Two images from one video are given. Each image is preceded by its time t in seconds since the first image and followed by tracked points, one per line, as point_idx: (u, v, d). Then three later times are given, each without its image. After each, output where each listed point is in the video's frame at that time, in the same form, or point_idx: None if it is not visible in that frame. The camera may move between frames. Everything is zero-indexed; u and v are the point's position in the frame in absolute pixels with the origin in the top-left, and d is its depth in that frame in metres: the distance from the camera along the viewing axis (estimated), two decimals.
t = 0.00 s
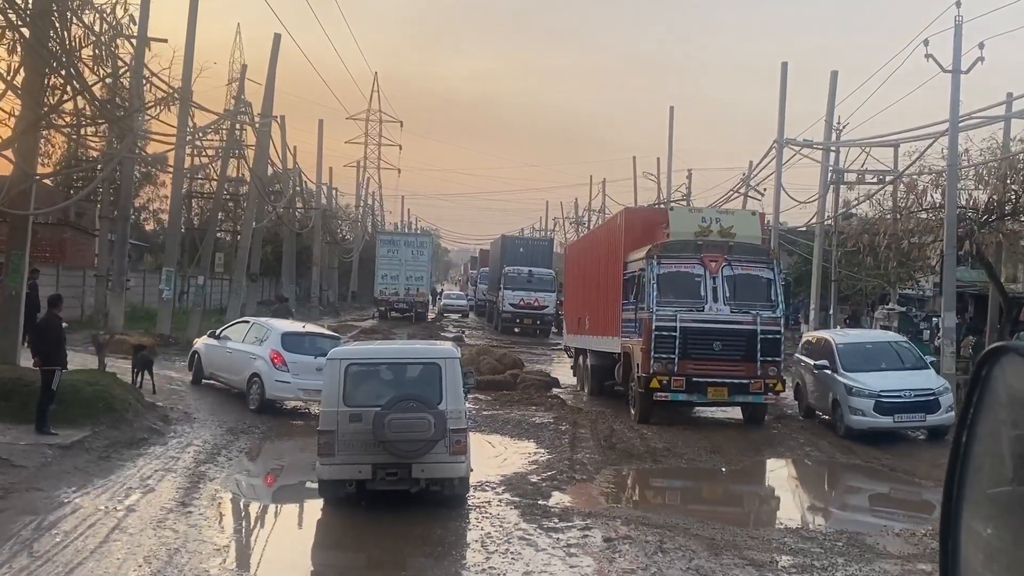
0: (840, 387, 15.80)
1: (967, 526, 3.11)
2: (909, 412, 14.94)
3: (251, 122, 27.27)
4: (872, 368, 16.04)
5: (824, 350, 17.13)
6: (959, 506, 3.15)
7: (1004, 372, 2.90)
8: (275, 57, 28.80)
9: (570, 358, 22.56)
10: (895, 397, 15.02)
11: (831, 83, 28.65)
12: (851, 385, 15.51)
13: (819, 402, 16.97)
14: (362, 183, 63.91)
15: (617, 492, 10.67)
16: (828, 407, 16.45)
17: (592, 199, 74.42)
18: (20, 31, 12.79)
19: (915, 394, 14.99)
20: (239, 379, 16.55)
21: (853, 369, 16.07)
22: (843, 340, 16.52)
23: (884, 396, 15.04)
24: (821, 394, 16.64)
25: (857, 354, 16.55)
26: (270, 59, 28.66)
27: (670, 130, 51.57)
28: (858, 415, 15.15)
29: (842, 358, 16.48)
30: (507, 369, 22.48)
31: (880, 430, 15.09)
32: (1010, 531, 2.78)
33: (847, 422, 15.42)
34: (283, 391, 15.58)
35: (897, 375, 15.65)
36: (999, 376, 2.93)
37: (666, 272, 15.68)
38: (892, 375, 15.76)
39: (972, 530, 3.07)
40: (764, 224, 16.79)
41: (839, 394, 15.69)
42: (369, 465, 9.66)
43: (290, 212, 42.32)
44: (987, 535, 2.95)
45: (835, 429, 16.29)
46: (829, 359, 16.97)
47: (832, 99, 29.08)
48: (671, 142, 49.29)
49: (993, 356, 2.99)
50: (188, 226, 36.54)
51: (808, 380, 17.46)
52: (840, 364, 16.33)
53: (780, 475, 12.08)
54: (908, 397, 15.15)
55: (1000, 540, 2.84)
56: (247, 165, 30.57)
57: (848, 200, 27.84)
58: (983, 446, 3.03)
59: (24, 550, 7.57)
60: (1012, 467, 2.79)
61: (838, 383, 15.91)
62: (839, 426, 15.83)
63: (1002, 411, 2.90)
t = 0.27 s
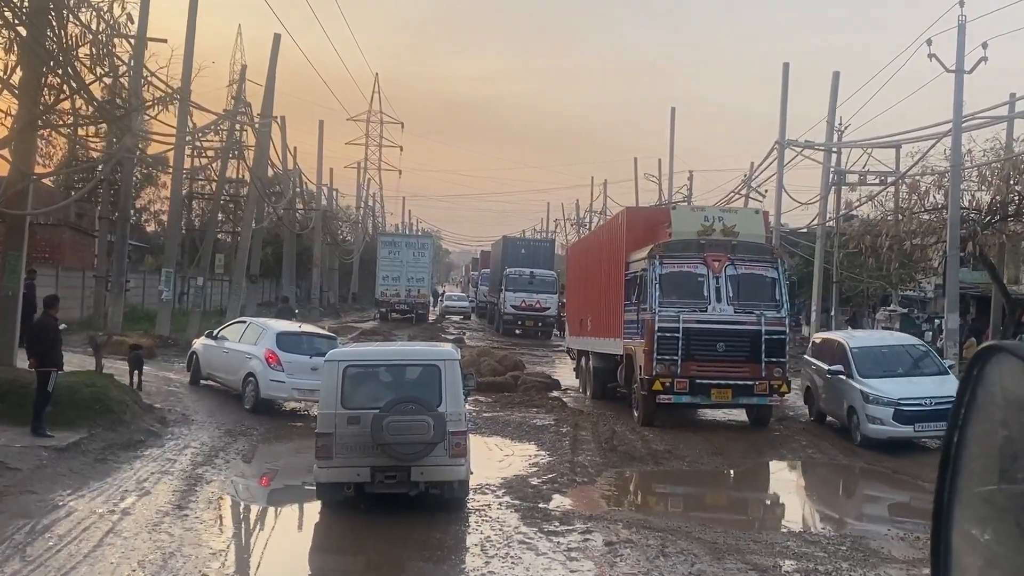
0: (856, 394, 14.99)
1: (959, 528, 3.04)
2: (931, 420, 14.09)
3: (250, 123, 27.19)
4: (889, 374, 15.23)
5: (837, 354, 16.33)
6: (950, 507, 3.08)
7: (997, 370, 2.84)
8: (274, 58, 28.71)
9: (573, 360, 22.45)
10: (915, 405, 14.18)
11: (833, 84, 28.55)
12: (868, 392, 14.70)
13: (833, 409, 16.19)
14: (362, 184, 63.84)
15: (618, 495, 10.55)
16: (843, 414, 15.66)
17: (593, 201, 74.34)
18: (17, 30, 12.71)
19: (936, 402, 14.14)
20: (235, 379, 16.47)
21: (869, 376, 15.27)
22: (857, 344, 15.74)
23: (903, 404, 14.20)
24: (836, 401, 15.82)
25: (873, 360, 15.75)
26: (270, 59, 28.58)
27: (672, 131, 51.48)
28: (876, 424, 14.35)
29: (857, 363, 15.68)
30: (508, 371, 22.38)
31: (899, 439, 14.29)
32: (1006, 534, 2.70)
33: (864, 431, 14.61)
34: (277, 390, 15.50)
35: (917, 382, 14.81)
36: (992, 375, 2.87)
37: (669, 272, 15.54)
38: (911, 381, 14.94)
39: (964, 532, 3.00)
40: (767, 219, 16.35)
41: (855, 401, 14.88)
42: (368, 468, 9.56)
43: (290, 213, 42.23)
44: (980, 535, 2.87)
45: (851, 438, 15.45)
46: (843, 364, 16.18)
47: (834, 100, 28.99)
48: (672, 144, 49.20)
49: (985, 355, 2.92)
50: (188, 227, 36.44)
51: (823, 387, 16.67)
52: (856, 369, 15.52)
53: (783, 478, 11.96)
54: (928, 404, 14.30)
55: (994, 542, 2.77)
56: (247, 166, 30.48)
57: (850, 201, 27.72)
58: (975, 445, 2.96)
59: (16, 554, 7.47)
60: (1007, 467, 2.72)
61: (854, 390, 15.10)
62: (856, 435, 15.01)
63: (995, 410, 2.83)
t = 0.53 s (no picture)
0: (879, 401, 14.00)
1: (959, 537, 3.00)
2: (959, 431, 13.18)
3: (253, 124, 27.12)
4: (913, 380, 14.27)
5: (855, 359, 15.36)
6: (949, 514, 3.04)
7: (991, 378, 2.80)
8: (277, 59, 28.64)
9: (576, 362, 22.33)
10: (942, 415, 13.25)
11: (838, 85, 28.44)
12: (892, 399, 13.72)
13: (852, 417, 15.24)
14: (365, 186, 63.80)
15: (622, 499, 10.44)
16: (863, 423, 14.70)
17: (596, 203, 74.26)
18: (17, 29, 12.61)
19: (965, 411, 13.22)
20: (234, 380, 16.43)
21: (892, 382, 14.30)
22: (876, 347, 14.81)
23: (929, 413, 13.28)
24: (856, 408, 14.87)
25: (893, 364, 14.80)
26: (272, 60, 28.50)
27: (675, 133, 51.37)
28: (901, 433, 13.38)
29: (878, 369, 14.71)
30: (511, 373, 22.26)
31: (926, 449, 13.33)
32: (1004, 540, 2.65)
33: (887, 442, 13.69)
34: (274, 391, 15.42)
35: (943, 389, 13.88)
36: (986, 384, 2.85)
37: (676, 273, 15.12)
38: (936, 388, 13.97)
39: (963, 539, 2.95)
40: (778, 221, 16.26)
41: (878, 410, 13.93)
42: (369, 471, 9.46)
43: (293, 215, 42.17)
44: (978, 542, 2.82)
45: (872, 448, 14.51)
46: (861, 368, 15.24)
47: (839, 101, 28.87)
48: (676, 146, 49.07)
49: (981, 363, 2.90)
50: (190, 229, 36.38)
51: (840, 393, 15.73)
52: (877, 375, 14.54)
53: (789, 481, 11.82)
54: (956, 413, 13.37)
55: (992, 549, 2.72)
56: (249, 168, 30.41)
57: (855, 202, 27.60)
58: (973, 453, 2.93)
59: (12, 559, 7.36)
60: (1003, 475, 2.69)
61: (875, 397, 14.15)
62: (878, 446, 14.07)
63: (991, 418, 2.80)
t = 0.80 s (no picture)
0: (904, 410, 13.16)
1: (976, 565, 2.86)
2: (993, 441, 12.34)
3: (256, 126, 27.02)
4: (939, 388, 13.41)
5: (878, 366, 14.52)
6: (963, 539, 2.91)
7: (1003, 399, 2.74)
8: (280, 61, 28.55)
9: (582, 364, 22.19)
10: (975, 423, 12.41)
11: (844, 85, 28.27)
12: (918, 408, 12.88)
13: (875, 427, 14.37)
14: (369, 188, 63.75)
15: (629, 502, 10.30)
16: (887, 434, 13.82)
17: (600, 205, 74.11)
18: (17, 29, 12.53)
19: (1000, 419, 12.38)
20: (234, 381, 16.37)
21: (918, 391, 13.44)
22: (900, 352, 13.98)
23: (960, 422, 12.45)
24: (880, 418, 14.01)
25: (919, 370, 13.96)
26: (275, 62, 28.44)
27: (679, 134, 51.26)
28: (929, 444, 12.54)
29: (903, 377, 13.83)
30: (515, 375, 22.14)
31: (955, 460, 12.50)
32: None
33: (915, 453, 12.84)
34: (271, 391, 15.33)
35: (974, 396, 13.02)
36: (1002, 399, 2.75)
37: (686, 272, 14.93)
38: (967, 396, 13.12)
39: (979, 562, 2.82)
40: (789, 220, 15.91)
41: (905, 419, 13.08)
42: (371, 475, 9.35)
43: (297, 217, 42.10)
44: (999, 556, 2.71)
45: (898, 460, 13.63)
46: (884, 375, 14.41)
47: (845, 101, 28.69)
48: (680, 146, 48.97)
49: (991, 391, 2.84)
50: (193, 231, 36.31)
51: (862, 402, 14.88)
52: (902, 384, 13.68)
53: (799, 485, 11.67)
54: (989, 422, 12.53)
55: (1013, 562, 2.63)
56: (252, 170, 30.34)
57: (861, 203, 27.42)
58: (986, 472, 2.84)
59: (9, 565, 7.24)
60: (1019, 482, 2.62)
61: (901, 406, 13.31)
62: (905, 458, 13.20)
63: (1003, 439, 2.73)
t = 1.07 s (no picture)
0: (937, 412, 12.40)
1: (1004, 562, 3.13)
2: None
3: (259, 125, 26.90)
4: (973, 389, 12.67)
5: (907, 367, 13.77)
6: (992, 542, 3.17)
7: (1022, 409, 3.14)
8: (283, 60, 28.45)
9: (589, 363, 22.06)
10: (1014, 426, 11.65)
11: (850, 82, 28.09)
12: (952, 410, 12.15)
13: (904, 431, 13.60)
14: (374, 189, 63.70)
15: (637, 502, 10.15)
16: (917, 439, 13.09)
17: (605, 205, 73.99)
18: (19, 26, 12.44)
19: None
20: (234, 378, 16.41)
21: (951, 392, 12.68)
22: (930, 352, 13.24)
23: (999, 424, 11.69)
24: (911, 422, 13.23)
25: (950, 372, 13.20)
26: (279, 61, 28.34)
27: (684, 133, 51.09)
28: (966, 448, 11.80)
29: (934, 378, 13.07)
30: (520, 375, 22.01)
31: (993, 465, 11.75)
32: None
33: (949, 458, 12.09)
34: (271, 389, 15.34)
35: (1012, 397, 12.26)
36: None
37: (696, 269, 14.67)
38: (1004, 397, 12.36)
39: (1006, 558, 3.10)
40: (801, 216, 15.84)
41: (938, 422, 12.32)
42: (376, 475, 9.22)
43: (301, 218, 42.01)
44: None
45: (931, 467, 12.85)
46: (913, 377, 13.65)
47: (852, 98, 28.52)
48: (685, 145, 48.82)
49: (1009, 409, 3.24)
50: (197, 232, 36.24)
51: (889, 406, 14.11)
52: (933, 385, 12.94)
53: (810, 484, 11.51)
54: None
55: None
56: (256, 170, 30.23)
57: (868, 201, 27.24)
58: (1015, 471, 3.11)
59: (8, 566, 7.12)
60: None
61: (934, 408, 12.55)
62: (937, 464, 12.44)
63: None
